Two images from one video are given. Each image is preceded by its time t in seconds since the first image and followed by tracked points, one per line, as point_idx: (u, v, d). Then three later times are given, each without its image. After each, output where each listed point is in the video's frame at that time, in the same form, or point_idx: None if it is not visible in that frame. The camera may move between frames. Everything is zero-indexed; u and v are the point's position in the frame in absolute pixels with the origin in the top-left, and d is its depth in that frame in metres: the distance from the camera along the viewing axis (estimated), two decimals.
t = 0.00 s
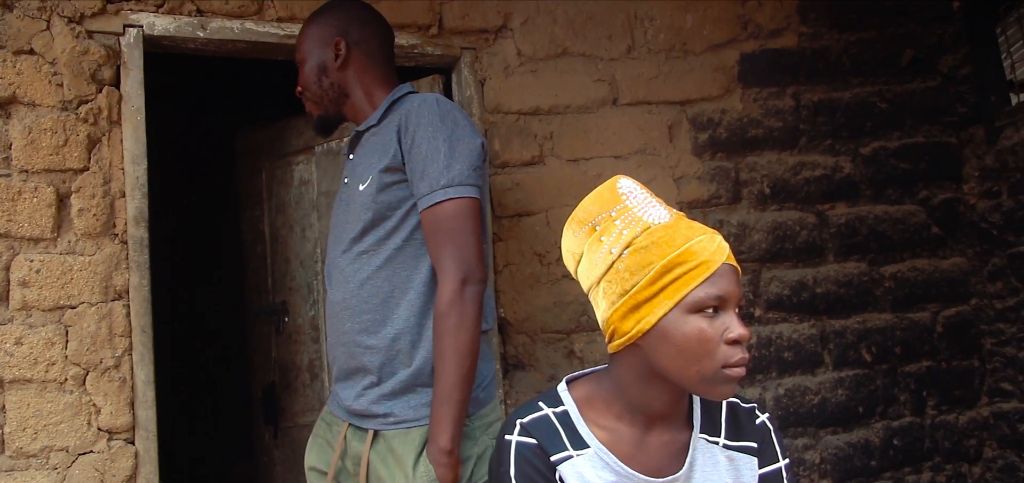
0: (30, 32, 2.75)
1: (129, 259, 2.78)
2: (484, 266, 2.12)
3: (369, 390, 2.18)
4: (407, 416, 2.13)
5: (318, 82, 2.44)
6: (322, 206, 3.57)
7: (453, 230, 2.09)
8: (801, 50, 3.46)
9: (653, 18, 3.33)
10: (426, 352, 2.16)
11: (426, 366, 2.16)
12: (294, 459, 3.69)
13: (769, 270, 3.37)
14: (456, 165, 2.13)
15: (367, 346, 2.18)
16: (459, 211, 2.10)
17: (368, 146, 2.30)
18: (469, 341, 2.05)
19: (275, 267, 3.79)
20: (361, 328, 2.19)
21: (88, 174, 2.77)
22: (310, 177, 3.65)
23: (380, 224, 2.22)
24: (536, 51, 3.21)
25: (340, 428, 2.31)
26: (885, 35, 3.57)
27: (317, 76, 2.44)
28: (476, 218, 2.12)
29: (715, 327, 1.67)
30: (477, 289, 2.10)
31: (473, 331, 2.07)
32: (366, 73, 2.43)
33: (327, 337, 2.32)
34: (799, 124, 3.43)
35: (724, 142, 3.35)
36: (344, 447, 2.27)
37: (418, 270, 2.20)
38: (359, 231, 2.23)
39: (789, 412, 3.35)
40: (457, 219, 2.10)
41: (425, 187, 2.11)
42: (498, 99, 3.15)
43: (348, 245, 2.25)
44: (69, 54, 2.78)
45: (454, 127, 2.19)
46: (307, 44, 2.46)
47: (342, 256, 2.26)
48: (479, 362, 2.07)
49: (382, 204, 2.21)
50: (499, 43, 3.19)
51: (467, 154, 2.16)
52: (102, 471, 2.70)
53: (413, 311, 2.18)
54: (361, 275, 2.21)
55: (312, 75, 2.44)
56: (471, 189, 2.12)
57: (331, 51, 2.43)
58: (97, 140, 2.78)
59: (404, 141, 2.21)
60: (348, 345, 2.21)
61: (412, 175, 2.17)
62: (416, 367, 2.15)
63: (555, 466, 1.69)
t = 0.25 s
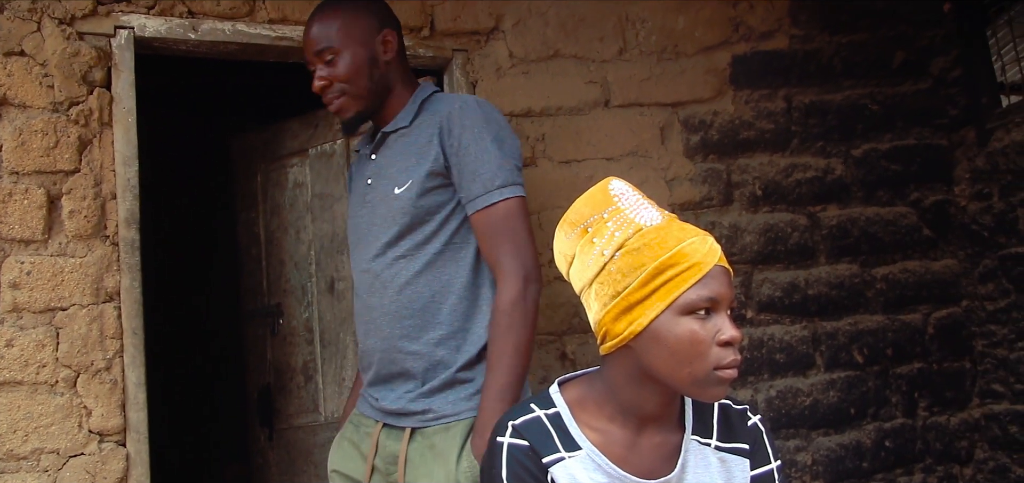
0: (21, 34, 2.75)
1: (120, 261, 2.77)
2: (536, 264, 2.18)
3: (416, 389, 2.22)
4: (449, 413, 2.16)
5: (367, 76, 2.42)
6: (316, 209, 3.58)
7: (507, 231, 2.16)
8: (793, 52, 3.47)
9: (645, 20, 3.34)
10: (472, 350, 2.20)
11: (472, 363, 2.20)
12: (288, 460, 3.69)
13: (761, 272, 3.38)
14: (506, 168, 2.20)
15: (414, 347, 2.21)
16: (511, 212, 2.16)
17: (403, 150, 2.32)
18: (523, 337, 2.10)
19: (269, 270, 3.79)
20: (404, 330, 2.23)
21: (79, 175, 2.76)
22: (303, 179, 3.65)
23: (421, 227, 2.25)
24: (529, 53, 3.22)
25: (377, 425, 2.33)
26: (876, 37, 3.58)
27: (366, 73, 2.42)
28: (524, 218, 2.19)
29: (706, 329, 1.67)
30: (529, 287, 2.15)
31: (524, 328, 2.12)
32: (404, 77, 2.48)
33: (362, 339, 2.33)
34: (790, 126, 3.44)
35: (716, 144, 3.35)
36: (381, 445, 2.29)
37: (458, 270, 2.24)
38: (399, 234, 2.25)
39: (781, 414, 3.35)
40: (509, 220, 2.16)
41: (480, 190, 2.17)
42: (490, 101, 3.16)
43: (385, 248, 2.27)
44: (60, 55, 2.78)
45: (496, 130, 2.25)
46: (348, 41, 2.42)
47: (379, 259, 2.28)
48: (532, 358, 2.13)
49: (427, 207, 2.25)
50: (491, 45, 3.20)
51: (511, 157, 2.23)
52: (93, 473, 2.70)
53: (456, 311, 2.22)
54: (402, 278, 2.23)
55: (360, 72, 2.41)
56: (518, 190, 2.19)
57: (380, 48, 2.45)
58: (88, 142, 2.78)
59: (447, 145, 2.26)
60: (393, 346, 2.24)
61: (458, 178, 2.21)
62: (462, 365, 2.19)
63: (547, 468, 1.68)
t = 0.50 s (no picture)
0: (24, 36, 2.76)
1: (123, 262, 2.77)
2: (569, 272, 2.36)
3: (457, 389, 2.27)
4: (491, 411, 2.23)
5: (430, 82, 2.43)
6: (319, 211, 3.59)
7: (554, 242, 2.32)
8: (795, 54, 3.47)
9: (646, 22, 3.34)
10: (513, 351, 2.29)
11: (512, 364, 2.30)
12: (290, 462, 3.69)
13: (763, 274, 3.37)
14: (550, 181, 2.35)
15: (457, 349, 2.27)
16: (556, 224, 2.33)
17: (438, 157, 2.37)
18: (569, 338, 2.27)
19: (271, 272, 3.79)
20: (446, 333, 2.27)
21: (81, 177, 2.77)
22: (306, 181, 3.66)
23: (462, 234, 2.31)
24: (530, 55, 3.22)
25: (404, 425, 2.35)
26: (878, 39, 3.58)
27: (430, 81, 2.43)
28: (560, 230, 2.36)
29: (709, 331, 1.67)
30: (568, 293, 2.33)
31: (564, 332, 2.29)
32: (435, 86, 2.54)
33: (390, 341, 2.33)
34: (792, 128, 3.44)
35: (717, 146, 3.35)
36: (414, 448, 2.32)
37: (496, 275, 2.32)
38: (440, 239, 2.30)
39: (783, 416, 3.35)
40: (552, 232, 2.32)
41: (535, 203, 2.30)
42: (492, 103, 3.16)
43: (424, 252, 2.30)
44: (63, 57, 2.78)
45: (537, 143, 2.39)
46: (420, 45, 2.40)
47: (417, 263, 2.30)
48: (571, 359, 2.30)
49: (472, 213, 2.31)
50: (493, 47, 3.20)
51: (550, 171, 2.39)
52: (96, 475, 2.70)
53: (497, 314, 2.30)
54: (445, 282, 2.28)
55: (428, 79, 2.41)
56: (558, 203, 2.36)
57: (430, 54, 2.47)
58: (90, 143, 2.78)
59: (492, 155, 2.33)
60: (430, 349, 2.27)
61: (505, 189, 2.31)
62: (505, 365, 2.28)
63: (549, 470, 1.68)
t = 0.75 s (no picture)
0: (26, 40, 2.76)
1: (124, 266, 2.78)
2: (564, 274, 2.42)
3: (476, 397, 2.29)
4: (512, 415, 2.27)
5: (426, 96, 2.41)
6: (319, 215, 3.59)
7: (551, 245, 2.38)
8: (795, 57, 3.48)
9: (647, 25, 3.34)
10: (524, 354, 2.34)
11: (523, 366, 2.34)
12: (291, 466, 3.69)
13: (764, 277, 3.37)
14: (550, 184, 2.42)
15: (474, 357, 2.29)
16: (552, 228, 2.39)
17: (445, 165, 2.39)
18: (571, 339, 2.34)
19: (272, 276, 3.80)
20: (464, 343, 2.28)
21: (83, 181, 2.77)
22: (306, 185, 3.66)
23: (476, 241, 2.33)
24: (531, 59, 3.22)
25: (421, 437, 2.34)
26: (878, 42, 3.59)
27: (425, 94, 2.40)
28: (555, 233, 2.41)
29: (711, 334, 1.67)
30: (566, 295, 2.39)
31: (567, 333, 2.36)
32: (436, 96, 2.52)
33: (408, 355, 2.31)
34: (793, 131, 3.44)
35: (718, 149, 3.35)
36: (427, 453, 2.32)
37: (503, 281, 2.35)
38: (455, 249, 2.31)
39: (784, 419, 3.35)
40: (548, 235, 2.38)
41: (534, 207, 2.36)
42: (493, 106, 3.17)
43: (439, 264, 2.30)
44: (65, 62, 2.78)
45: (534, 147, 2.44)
46: (414, 57, 2.37)
47: (432, 275, 2.30)
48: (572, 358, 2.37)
49: (483, 221, 2.33)
50: (493, 50, 3.21)
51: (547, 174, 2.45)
52: (97, 479, 2.70)
53: (507, 318, 2.34)
54: (461, 293, 2.29)
55: (422, 92, 2.38)
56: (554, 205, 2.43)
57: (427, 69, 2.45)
58: (92, 148, 2.79)
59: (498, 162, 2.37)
60: (450, 359, 2.28)
61: (509, 195, 2.36)
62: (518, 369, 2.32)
63: (551, 473, 1.68)
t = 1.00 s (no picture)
0: (22, 43, 2.75)
1: (121, 269, 2.78)
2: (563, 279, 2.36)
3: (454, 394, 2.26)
4: (487, 416, 2.22)
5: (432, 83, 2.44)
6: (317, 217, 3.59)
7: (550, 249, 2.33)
8: (792, 60, 3.48)
9: (644, 27, 3.35)
10: (508, 356, 2.30)
11: (507, 370, 2.30)
12: (288, 468, 3.69)
13: (761, 279, 3.38)
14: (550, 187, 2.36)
15: (455, 352, 2.27)
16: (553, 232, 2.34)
17: (438, 160, 2.38)
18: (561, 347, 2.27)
19: (269, 278, 3.79)
20: (445, 336, 2.27)
21: (80, 184, 2.77)
22: (303, 187, 3.66)
23: (464, 236, 2.31)
24: (528, 61, 3.22)
25: (398, 433, 2.33)
26: (875, 44, 3.59)
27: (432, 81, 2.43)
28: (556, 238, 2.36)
29: (708, 336, 1.67)
30: (561, 299, 2.33)
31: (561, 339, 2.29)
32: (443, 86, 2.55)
33: (389, 342, 2.33)
34: (790, 133, 3.45)
35: (715, 151, 3.36)
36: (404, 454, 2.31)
37: (494, 280, 2.32)
38: (441, 242, 2.30)
39: (781, 421, 3.35)
40: (548, 239, 2.33)
41: (531, 208, 2.31)
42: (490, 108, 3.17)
43: (425, 254, 2.30)
44: (61, 64, 2.78)
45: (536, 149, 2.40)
46: (422, 44, 2.40)
47: (417, 266, 2.30)
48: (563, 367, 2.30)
49: (472, 217, 2.31)
50: (490, 53, 3.21)
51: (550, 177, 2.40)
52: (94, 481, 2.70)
53: (493, 318, 2.31)
54: (445, 286, 2.28)
55: (428, 79, 2.42)
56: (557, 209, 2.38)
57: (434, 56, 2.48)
58: (89, 150, 2.79)
59: (494, 160, 2.34)
60: (428, 351, 2.28)
61: (504, 194, 2.32)
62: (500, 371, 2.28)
63: (549, 475, 1.68)
